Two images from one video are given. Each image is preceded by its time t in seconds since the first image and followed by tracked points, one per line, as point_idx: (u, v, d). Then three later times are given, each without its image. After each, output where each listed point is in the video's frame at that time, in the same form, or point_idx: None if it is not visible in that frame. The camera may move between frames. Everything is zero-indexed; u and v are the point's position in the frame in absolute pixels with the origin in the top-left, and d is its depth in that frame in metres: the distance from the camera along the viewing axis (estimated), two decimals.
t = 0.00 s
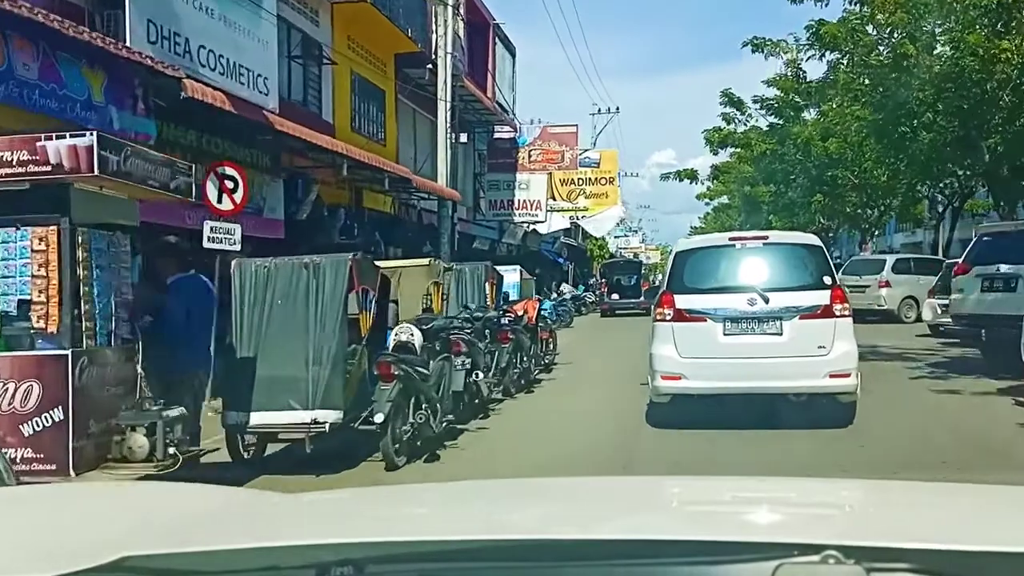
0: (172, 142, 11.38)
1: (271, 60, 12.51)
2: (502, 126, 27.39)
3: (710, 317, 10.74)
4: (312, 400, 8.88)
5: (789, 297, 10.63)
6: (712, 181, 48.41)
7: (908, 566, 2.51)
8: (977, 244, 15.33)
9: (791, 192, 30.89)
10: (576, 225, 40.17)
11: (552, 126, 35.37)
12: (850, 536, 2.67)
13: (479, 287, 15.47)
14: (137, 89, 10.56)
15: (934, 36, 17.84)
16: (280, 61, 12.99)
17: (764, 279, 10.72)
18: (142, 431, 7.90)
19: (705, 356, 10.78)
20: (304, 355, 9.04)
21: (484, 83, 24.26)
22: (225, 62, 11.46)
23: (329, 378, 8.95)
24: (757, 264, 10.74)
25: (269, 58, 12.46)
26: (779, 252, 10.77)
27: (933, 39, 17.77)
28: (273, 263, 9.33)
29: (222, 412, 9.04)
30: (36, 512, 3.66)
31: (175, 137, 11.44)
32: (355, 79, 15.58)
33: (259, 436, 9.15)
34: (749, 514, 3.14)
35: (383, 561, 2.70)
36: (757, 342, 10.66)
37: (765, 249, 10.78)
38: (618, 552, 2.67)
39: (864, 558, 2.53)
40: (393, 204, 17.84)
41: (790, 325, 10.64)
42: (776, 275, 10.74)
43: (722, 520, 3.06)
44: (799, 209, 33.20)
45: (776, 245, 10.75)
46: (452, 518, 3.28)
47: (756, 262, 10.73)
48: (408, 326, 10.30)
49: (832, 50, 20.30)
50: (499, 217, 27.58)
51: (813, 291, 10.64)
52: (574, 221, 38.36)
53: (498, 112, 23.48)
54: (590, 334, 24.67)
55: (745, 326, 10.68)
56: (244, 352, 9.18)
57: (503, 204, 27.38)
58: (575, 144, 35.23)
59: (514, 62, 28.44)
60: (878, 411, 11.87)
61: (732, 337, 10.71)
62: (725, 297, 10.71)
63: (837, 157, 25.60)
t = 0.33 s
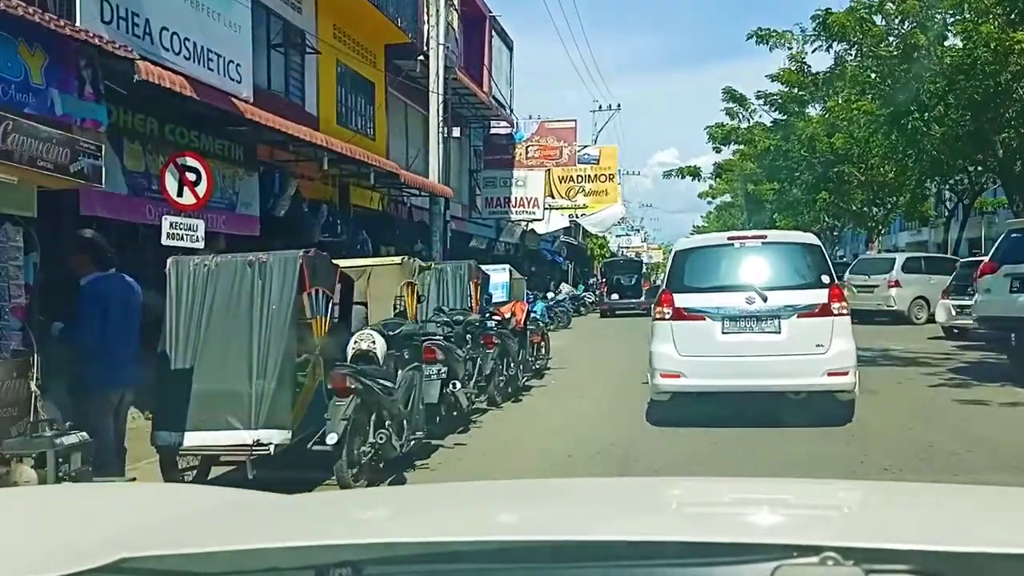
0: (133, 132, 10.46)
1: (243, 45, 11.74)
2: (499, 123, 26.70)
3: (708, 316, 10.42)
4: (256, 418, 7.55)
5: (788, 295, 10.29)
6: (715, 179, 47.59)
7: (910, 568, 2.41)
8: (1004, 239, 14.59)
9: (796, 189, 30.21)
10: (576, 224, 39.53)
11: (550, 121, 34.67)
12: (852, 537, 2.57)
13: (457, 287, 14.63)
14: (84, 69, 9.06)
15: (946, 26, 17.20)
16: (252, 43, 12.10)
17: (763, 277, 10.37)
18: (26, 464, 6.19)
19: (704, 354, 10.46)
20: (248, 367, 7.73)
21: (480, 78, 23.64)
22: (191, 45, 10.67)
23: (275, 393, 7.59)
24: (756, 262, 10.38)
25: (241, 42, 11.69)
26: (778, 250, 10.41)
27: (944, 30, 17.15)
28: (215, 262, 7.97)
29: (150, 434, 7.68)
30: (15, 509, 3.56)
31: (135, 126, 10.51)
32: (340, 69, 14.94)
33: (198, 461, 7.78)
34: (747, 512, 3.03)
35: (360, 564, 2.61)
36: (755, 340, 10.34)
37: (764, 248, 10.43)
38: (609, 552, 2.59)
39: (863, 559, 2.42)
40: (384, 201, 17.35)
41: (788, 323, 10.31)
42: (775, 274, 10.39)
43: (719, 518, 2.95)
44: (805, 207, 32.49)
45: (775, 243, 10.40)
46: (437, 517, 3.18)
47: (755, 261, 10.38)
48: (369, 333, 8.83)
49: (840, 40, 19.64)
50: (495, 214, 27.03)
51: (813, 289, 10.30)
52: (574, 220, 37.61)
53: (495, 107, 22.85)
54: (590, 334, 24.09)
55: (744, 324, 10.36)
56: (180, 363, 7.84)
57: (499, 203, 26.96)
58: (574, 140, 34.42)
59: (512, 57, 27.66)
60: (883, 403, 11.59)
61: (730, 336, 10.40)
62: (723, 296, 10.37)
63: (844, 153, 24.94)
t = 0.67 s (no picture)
0: (83, 117, 9.78)
1: (211, 27, 10.87)
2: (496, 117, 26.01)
3: (709, 314, 9.92)
4: (178, 442, 6.81)
5: (789, 295, 9.82)
6: (717, 176, 46.72)
7: (910, 568, 2.41)
8: None
9: (802, 186, 29.51)
10: (575, 220, 38.71)
11: (550, 115, 33.83)
12: (851, 537, 2.57)
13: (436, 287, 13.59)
14: (20, 46, 8.08)
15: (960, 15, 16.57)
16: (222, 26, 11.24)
17: (765, 277, 9.89)
18: None
19: (705, 352, 9.96)
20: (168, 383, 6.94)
21: (476, 71, 22.98)
22: (152, 25, 9.71)
23: (199, 414, 6.83)
24: (758, 261, 9.91)
25: (208, 24, 10.82)
26: (780, 250, 9.93)
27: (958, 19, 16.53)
28: (134, 258, 7.04)
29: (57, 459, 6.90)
30: (8, 508, 3.50)
31: (85, 111, 9.82)
32: (325, 59, 14.30)
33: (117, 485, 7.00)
34: (749, 513, 2.99)
35: (363, 563, 2.59)
36: (755, 339, 9.87)
37: (765, 247, 9.94)
38: (609, 551, 2.59)
39: (861, 559, 2.42)
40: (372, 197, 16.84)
41: (790, 322, 9.81)
42: (777, 274, 9.89)
43: (720, 518, 2.92)
44: (811, 204, 31.78)
45: (776, 242, 9.91)
46: (434, 513, 3.16)
47: (757, 260, 9.91)
48: (316, 340, 7.64)
49: (849, 28, 18.91)
50: (493, 211, 26.43)
51: (814, 287, 9.82)
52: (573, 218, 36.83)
53: (492, 101, 22.22)
54: (589, 334, 23.46)
55: (746, 323, 9.88)
56: (89, 379, 6.96)
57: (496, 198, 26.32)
58: (572, 135, 33.63)
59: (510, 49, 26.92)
60: (885, 400, 11.43)
61: (732, 334, 9.91)
62: (723, 295, 9.90)
63: (851, 147, 24.23)
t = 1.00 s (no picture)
0: (29, 103, 9.23)
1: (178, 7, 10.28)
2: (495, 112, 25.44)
3: (712, 312, 9.48)
4: (75, 471, 6.06)
5: (792, 293, 9.37)
6: (722, 173, 45.96)
7: (909, 568, 2.29)
8: None
9: (808, 182, 28.94)
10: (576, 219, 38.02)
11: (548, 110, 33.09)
12: (852, 538, 2.45)
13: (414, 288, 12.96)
14: None
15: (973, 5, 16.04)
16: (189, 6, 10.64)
17: (769, 275, 9.45)
18: None
19: (709, 350, 9.51)
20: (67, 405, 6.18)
21: (473, 64, 22.41)
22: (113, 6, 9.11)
23: (99, 438, 6.04)
24: (761, 260, 9.47)
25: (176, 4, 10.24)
26: (783, 249, 9.48)
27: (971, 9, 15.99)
28: (31, 254, 6.40)
29: None
30: None
31: (33, 96, 9.29)
32: (310, 48, 13.71)
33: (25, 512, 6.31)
34: (747, 513, 2.84)
35: (365, 564, 2.49)
36: (757, 337, 9.43)
37: (767, 246, 9.48)
38: (600, 552, 2.47)
39: (862, 560, 2.31)
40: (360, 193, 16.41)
41: (791, 320, 9.38)
42: (781, 273, 9.45)
43: (719, 519, 2.78)
44: (817, 201, 31.15)
45: (779, 241, 9.46)
46: (427, 513, 3.07)
47: (760, 259, 9.47)
48: (250, 350, 6.59)
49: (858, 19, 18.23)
50: (491, 210, 25.68)
51: (815, 287, 9.36)
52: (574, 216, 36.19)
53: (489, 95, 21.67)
54: (590, 334, 22.95)
55: (748, 321, 9.43)
56: None
57: (495, 196, 25.53)
58: (573, 130, 32.96)
59: (508, 42, 26.31)
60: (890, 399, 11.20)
61: (734, 332, 9.47)
62: (725, 293, 9.45)
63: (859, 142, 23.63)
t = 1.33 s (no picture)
0: None
1: None
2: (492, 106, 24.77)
3: (715, 311, 8.79)
4: None
5: (795, 292, 8.69)
6: (726, 170, 45.07)
7: (912, 568, 2.01)
8: None
9: (813, 178, 28.24)
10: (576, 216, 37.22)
11: (547, 105, 32.43)
12: (855, 536, 2.16)
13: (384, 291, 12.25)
14: None
15: None
16: None
17: (771, 274, 8.76)
18: None
19: (714, 348, 8.81)
20: None
21: (468, 57, 21.74)
22: None
23: None
24: (764, 260, 8.79)
25: None
26: (786, 250, 8.81)
27: None
28: None
29: None
30: None
31: None
32: (292, 35, 13.10)
33: None
34: (748, 507, 2.49)
35: (365, 563, 2.18)
36: (760, 334, 8.74)
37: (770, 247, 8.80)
38: (577, 552, 2.17)
39: (863, 559, 2.02)
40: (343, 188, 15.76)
41: (794, 319, 8.70)
42: (783, 272, 8.76)
43: (719, 514, 2.43)
44: (823, 199, 30.42)
45: (782, 242, 8.78)
46: (388, 508, 2.73)
47: (763, 258, 8.79)
48: (137, 370, 5.88)
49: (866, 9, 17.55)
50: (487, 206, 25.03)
51: (816, 286, 8.68)
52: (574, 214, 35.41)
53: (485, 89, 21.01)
54: (588, 334, 22.30)
55: (751, 319, 8.74)
56: None
57: (490, 192, 24.94)
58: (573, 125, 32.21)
59: (506, 35, 25.58)
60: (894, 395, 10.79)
61: (738, 331, 8.78)
62: (724, 292, 8.77)
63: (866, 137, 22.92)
